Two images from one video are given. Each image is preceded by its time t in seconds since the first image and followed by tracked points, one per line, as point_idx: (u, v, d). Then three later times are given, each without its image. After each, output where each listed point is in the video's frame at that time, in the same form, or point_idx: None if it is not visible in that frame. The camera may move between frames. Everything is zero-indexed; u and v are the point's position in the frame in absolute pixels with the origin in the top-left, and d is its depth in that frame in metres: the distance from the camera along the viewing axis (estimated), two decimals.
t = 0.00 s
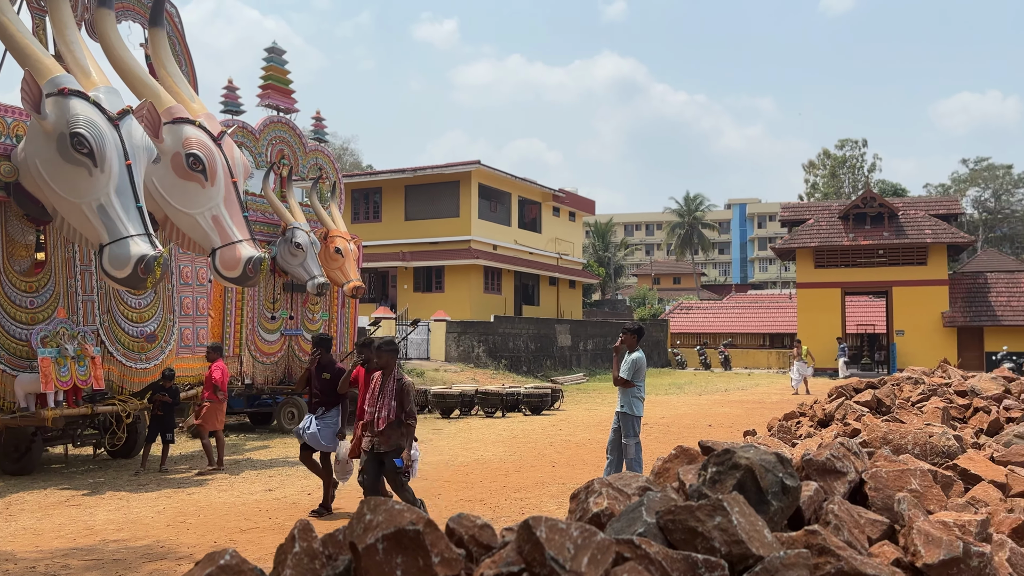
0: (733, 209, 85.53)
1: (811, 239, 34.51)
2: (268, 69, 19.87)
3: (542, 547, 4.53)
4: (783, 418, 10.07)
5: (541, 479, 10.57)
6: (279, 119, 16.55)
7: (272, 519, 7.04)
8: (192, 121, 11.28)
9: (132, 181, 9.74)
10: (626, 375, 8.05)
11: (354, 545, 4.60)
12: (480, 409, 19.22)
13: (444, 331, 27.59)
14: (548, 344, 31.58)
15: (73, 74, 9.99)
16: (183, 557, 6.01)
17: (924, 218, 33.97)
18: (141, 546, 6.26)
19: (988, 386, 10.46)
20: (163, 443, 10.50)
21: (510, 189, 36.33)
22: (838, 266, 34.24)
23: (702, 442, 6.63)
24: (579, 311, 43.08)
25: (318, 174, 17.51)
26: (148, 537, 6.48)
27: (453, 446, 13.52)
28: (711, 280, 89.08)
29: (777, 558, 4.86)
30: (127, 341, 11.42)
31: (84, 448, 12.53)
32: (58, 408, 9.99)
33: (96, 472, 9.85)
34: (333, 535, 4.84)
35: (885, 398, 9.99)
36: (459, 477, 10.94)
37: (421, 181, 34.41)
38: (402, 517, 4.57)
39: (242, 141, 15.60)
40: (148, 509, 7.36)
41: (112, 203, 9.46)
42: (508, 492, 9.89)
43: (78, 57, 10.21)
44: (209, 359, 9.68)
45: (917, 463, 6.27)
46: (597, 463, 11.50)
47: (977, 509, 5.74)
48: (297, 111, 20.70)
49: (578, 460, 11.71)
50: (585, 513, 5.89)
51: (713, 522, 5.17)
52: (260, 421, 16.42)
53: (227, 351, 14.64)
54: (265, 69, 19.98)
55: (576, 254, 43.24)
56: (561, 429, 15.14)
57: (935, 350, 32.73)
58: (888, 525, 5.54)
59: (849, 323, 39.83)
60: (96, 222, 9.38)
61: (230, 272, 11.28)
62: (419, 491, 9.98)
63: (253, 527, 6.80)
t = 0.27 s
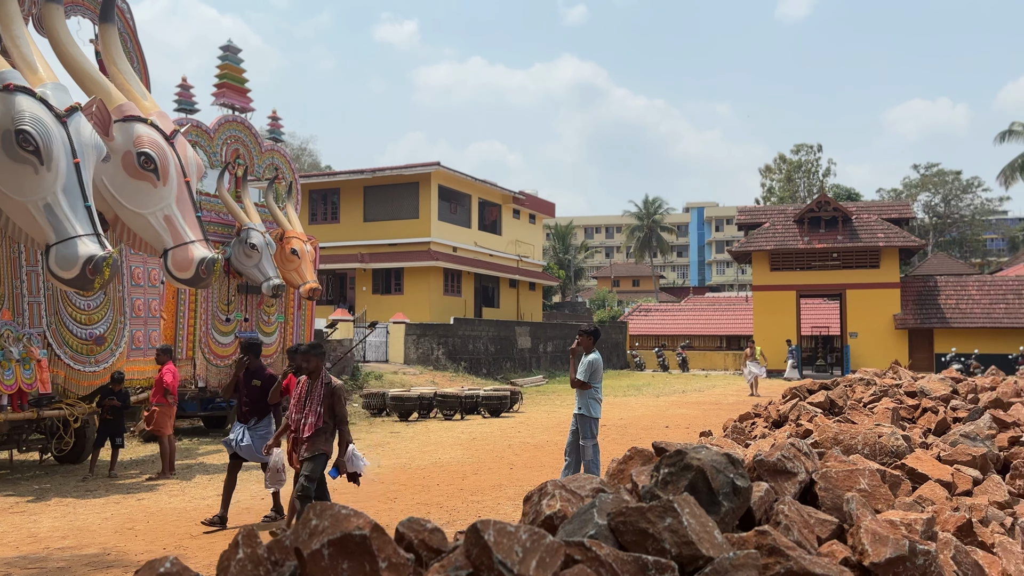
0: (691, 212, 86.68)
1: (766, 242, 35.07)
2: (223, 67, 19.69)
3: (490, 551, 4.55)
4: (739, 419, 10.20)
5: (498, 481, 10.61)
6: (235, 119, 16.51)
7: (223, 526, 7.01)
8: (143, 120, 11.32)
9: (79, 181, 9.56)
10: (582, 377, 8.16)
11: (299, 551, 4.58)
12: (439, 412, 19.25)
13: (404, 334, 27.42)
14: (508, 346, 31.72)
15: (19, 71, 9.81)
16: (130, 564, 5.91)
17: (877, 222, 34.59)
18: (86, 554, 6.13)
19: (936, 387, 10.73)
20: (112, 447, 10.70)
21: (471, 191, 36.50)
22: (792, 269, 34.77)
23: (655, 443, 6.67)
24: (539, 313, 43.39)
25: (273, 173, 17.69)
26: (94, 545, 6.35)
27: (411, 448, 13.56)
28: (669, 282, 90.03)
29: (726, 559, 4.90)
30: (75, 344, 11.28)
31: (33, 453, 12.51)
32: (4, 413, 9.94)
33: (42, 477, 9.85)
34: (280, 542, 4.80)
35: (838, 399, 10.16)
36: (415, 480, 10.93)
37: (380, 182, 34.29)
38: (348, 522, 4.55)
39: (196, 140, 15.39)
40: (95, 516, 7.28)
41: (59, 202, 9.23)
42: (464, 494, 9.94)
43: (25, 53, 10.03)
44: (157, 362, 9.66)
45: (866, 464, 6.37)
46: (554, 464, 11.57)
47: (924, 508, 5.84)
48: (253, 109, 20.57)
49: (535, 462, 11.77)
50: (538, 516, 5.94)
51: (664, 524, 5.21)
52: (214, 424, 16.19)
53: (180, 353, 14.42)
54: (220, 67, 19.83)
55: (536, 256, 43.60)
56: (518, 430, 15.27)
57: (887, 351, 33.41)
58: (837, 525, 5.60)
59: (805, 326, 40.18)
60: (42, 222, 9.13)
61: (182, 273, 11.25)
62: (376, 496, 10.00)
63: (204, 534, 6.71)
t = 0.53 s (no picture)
0: (650, 215, 87.71)
1: (724, 245, 35.56)
2: (178, 65, 19.36)
3: (444, 555, 4.55)
4: (695, 419, 10.32)
5: (456, 483, 10.58)
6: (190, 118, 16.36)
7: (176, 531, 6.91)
8: (93, 117, 11.13)
9: (26, 179, 9.30)
10: (541, 379, 8.20)
11: (250, 557, 4.50)
12: (398, 414, 19.12)
13: (362, 335, 27.29)
14: (468, 347, 31.69)
15: None
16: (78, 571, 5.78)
17: (832, 225, 35.28)
18: (33, 562, 5.96)
19: (887, 387, 10.96)
20: (61, 452, 10.51)
21: (431, 193, 36.47)
22: (748, 272, 35.25)
23: (612, 444, 6.69)
24: (500, 315, 43.54)
25: (229, 173, 17.54)
26: (41, 553, 6.18)
27: (369, 451, 13.50)
28: (628, 285, 90.90)
29: (682, 560, 4.94)
30: (24, 346, 10.98)
31: None
32: None
33: None
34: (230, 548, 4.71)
35: (793, 399, 10.32)
36: (373, 484, 10.85)
37: (338, 182, 34.01)
38: (299, 527, 4.49)
39: (151, 139, 15.26)
40: (43, 523, 7.12)
41: (6, 200, 8.91)
42: (423, 497, 9.89)
43: None
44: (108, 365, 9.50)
45: (820, 463, 6.47)
46: (513, 466, 11.57)
47: (875, 506, 5.93)
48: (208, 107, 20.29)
49: (494, 464, 11.77)
50: (495, 519, 5.94)
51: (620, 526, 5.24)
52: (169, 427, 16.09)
53: (132, 356, 14.29)
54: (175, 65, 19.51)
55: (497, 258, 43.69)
56: (476, 432, 15.30)
57: (842, 353, 34.02)
58: (791, 525, 5.67)
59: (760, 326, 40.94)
60: None
61: (136, 274, 11.00)
62: (333, 500, 9.93)
63: (157, 541, 6.59)
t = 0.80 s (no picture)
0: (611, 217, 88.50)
1: (683, 247, 36.01)
2: (132, 62, 18.83)
3: (405, 560, 4.48)
4: (656, 419, 10.38)
5: (417, 487, 10.49)
6: (144, 116, 16.20)
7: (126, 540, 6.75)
8: (43, 114, 10.92)
9: None
10: (502, 380, 8.16)
11: (203, 566, 4.35)
12: (357, 416, 18.96)
13: (321, 337, 27.16)
14: (430, 349, 31.54)
15: None
16: None
17: (788, 228, 35.94)
18: None
19: (844, 387, 11.16)
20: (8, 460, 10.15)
21: (392, 193, 36.17)
22: (708, 273, 35.83)
23: (573, 446, 6.66)
24: (461, 316, 43.47)
25: (185, 172, 17.31)
26: None
27: (329, 454, 13.31)
28: (589, 286, 91.53)
29: (644, 562, 4.95)
30: None
31: None
32: None
33: None
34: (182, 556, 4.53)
35: (752, 400, 10.45)
36: (332, 487, 10.70)
37: (296, 182, 33.54)
38: (256, 535, 4.35)
39: (103, 137, 15.09)
40: None
41: None
42: (383, 500, 9.77)
43: None
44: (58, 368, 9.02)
45: (779, 463, 6.53)
46: (475, 469, 11.52)
47: (833, 506, 6.02)
48: (163, 105, 19.80)
49: (455, 466, 11.71)
50: (456, 523, 5.89)
51: (582, 528, 5.21)
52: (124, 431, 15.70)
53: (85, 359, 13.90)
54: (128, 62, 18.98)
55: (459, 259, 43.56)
56: (438, 434, 15.20)
57: (797, 353, 34.68)
58: (750, 525, 5.73)
59: (719, 328, 41.50)
60: None
61: (87, 274, 10.77)
62: (290, 504, 9.78)
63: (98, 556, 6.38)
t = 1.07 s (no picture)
0: (574, 218, 88.97)
1: (645, 248, 36.40)
2: (87, 58, 18.22)
3: (370, 567, 4.39)
4: (620, 420, 10.48)
5: (379, 489, 10.39)
6: (99, 113, 15.95)
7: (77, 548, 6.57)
8: None
9: None
10: (467, 382, 8.11)
11: None
12: (318, 419, 18.73)
13: (281, 338, 26.67)
14: (391, 350, 31.23)
15: None
16: None
17: (748, 229, 36.54)
18: None
19: (803, 388, 11.38)
20: None
21: (353, 193, 35.74)
22: (670, 274, 36.32)
23: (538, 447, 6.65)
24: (424, 317, 43.25)
25: (142, 171, 16.95)
26: None
27: (290, 457, 13.10)
28: (552, 286, 91.89)
29: (611, 564, 4.98)
30: None
31: None
32: None
33: None
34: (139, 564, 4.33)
35: (713, 399, 10.59)
36: (292, 491, 10.52)
37: (255, 182, 32.98)
38: (219, 542, 4.18)
39: (57, 134, 14.82)
40: None
41: None
42: (345, 503, 9.65)
43: None
44: None
45: (741, 463, 6.64)
46: (438, 471, 11.45)
47: (794, 505, 6.15)
48: (120, 103, 19.24)
49: (418, 468, 11.62)
50: (421, 527, 5.83)
51: (548, 531, 5.21)
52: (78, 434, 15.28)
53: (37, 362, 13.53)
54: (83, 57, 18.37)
55: (422, 260, 43.29)
56: (401, 436, 15.08)
57: (757, 353, 35.34)
58: (714, 526, 5.82)
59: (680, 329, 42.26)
60: None
61: (41, 271, 12.28)
62: (250, 508, 9.61)
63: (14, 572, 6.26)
